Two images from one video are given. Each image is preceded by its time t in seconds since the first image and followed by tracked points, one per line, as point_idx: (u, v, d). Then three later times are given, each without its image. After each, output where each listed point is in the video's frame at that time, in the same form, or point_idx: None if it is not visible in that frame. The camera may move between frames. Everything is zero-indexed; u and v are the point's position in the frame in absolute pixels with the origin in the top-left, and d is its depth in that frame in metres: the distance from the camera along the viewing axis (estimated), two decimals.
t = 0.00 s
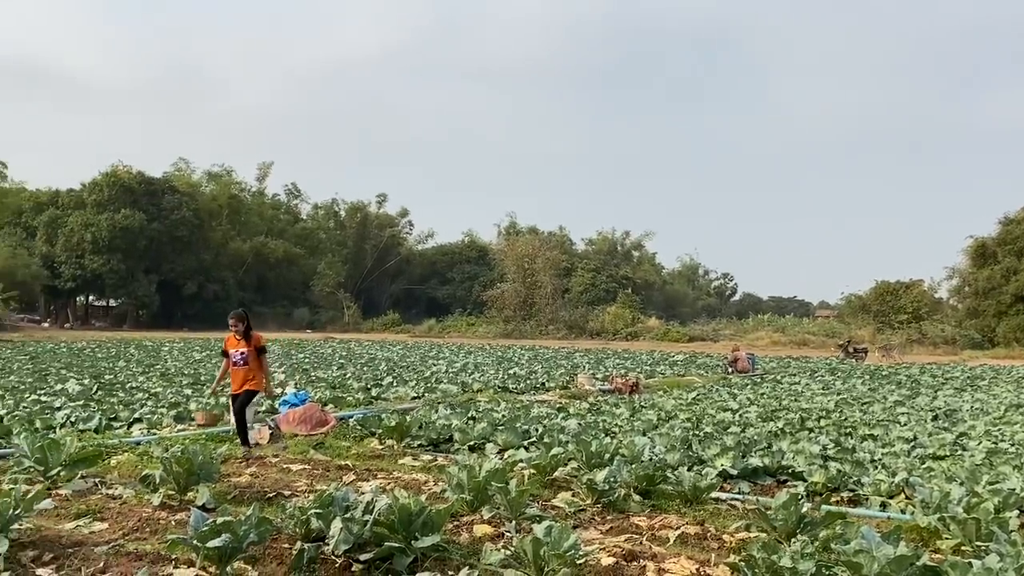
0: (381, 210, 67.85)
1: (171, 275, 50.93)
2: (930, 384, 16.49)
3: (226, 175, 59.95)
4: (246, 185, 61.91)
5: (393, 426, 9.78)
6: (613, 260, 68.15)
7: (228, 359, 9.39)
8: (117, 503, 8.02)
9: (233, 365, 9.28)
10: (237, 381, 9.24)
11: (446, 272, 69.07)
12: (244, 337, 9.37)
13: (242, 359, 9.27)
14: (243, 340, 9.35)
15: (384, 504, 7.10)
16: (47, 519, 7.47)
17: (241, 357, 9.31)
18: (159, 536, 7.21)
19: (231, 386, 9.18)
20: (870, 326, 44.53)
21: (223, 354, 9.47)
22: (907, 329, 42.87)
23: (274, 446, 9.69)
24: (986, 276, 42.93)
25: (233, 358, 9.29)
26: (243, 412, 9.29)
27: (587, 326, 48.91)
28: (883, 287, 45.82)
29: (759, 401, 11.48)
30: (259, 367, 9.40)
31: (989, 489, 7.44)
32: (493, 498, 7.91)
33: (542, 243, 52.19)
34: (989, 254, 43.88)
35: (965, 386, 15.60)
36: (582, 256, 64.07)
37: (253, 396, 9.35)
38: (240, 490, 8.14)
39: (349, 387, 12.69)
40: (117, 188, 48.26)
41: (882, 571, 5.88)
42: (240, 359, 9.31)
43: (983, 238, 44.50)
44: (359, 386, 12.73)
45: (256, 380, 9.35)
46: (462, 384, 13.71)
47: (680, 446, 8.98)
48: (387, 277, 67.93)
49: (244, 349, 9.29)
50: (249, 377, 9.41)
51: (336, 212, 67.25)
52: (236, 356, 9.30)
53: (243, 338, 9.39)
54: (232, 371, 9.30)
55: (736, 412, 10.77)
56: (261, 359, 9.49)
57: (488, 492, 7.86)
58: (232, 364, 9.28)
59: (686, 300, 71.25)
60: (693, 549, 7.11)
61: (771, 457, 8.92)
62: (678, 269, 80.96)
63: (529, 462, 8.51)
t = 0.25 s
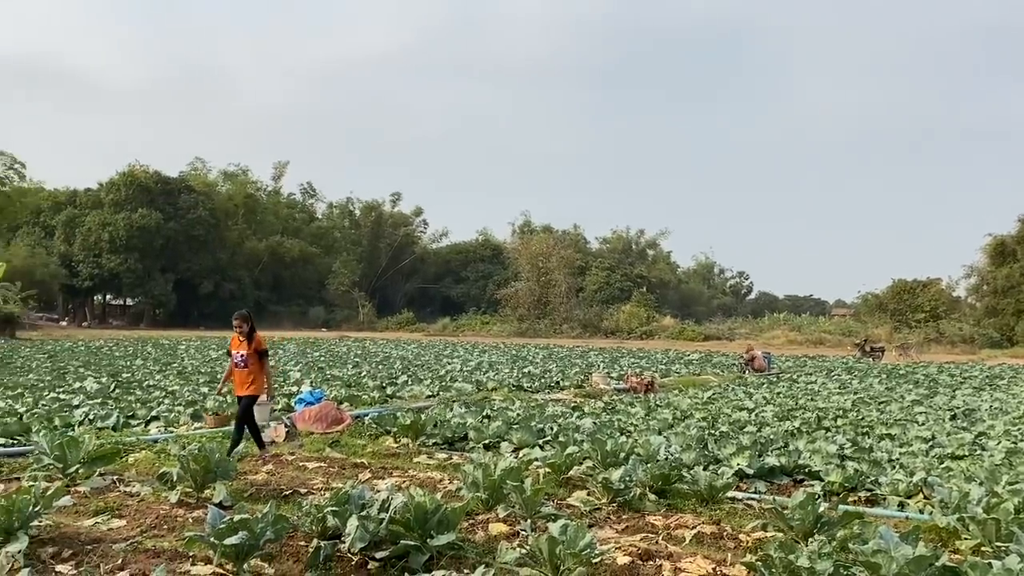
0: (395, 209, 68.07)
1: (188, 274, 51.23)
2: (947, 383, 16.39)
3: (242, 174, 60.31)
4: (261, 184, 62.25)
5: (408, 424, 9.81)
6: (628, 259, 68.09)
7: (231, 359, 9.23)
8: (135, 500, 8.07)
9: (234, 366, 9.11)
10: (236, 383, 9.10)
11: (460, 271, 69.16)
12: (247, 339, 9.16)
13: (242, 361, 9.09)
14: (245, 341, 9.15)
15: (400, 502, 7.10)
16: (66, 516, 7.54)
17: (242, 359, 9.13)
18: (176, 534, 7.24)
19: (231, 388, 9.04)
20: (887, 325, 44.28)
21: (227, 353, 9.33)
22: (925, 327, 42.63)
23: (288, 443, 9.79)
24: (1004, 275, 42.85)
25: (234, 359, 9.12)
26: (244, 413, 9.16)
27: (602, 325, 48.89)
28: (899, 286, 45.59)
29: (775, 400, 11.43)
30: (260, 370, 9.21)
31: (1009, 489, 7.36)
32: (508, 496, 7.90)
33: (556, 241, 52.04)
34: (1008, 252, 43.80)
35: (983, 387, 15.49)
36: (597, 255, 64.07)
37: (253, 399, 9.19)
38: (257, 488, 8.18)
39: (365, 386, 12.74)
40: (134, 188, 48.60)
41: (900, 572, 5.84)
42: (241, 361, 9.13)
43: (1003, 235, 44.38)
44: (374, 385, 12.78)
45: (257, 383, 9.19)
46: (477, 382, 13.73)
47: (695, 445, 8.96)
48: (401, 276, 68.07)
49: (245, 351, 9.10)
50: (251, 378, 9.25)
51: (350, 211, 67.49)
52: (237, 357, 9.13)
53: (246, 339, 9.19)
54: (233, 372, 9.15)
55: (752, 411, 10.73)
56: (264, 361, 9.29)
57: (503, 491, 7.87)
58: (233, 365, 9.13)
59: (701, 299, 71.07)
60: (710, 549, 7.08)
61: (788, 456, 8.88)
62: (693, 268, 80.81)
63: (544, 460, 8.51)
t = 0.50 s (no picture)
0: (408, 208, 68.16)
1: (202, 273, 51.51)
2: (963, 383, 16.27)
3: (256, 174, 60.57)
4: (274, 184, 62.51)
5: (422, 423, 9.83)
6: (641, 257, 67.99)
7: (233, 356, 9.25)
8: (151, 498, 8.12)
9: (235, 363, 9.12)
10: (235, 380, 9.11)
11: (472, 270, 69.21)
12: (250, 337, 9.15)
13: (243, 359, 9.09)
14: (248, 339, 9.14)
15: (414, 500, 7.12)
16: (82, 514, 7.60)
17: (243, 357, 9.12)
18: (191, 531, 7.29)
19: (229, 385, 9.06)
20: (902, 324, 43.99)
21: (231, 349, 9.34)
22: (940, 327, 42.32)
23: (303, 442, 9.79)
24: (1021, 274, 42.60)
25: (235, 356, 9.13)
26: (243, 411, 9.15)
27: (614, 324, 48.77)
28: (914, 284, 45.28)
29: (789, 400, 11.38)
30: (260, 369, 9.17)
31: None
32: (521, 495, 7.91)
33: (569, 240, 52.05)
34: None
35: (1000, 387, 15.36)
36: (609, 254, 63.99)
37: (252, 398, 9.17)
38: (271, 487, 8.21)
39: (377, 385, 12.77)
40: (149, 188, 48.88)
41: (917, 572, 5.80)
42: (242, 359, 9.12)
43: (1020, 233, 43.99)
44: (387, 383, 12.82)
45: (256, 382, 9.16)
46: (490, 381, 13.74)
47: (709, 444, 8.93)
48: (414, 275, 68.19)
49: (246, 349, 9.09)
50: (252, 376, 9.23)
51: (363, 210, 67.61)
52: (239, 354, 9.13)
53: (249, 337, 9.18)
54: (233, 369, 9.16)
55: (766, 410, 10.69)
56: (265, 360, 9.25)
57: (516, 490, 7.87)
58: (234, 362, 9.14)
59: (714, 298, 70.87)
60: (724, 548, 7.06)
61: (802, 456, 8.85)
62: (706, 267, 80.59)
63: (557, 460, 8.51)
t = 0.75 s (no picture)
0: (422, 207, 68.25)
1: (218, 272, 51.82)
2: (983, 382, 16.12)
3: (271, 173, 60.82)
4: (289, 183, 62.76)
5: (437, 421, 9.85)
6: (656, 256, 67.84)
7: (238, 354, 9.24)
8: (168, 496, 8.17)
9: (241, 363, 9.14)
10: (244, 380, 9.14)
11: (486, 269, 69.24)
12: (255, 336, 9.15)
13: (251, 359, 9.10)
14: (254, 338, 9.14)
15: (429, 499, 7.12)
16: (101, 511, 7.66)
17: (250, 357, 9.14)
18: (208, 529, 7.32)
19: (237, 385, 9.08)
20: (919, 323, 43.63)
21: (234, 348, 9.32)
22: (958, 326, 41.93)
23: (318, 440, 9.82)
24: None
25: (242, 356, 9.12)
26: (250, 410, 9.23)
27: (629, 323, 48.60)
28: (932, 283, 44.91)
29: (805, 399, 11.33)
30: (268, 368, 9.23)
31: None
32: (537, 494, 7.90)
33: (583, 238, 52.04)
34: None
35: (1019, 387, 15.21)
36: (623, 252, 63.87)
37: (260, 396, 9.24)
38: (287, 485, 8.24)
39: (392, 384, 12.80)
40: (165, 187, 49.19)
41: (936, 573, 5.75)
42: (249, 358, 9.14)
43: None
44: (402, 382, 12.85)
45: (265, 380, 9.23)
46: (505, 380, 13.74)
47: (725, 443, 8.90)
48: (428, 274, 68.28)
49: (253, 349, 9.09)
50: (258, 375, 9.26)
51: (377, 209, 67.76)
52: (246, 353, 9.13)
53: (254, 336, 9.17)
54: (240, 369, 9.16)
55: (782, 409, 10.64)
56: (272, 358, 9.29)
57: (532, 489, 7.86)
58: (241, 362, 9.14)
59: (729, 296, 70.60)
60: (740, 548, 7.03)
61: (819, 455, 8.82)
62: (721, 265, 80.29)
63: (573, 458, 8.50)
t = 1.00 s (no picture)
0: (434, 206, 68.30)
1: (231, 272, 52.08)
2: (999, 382, 15.99)
3: (284, 173, 61.00)
4: (301, 183, 62.96)
5: (449, 420, 9.86)
6: (668, 255, 67.72)
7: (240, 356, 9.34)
8: (182, 494, 8.21)
9: (243, 364, 9.25)
10: (248, 381, 9.26)
11: (498, 268, 69.27)
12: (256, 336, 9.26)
13: (253, 360, 9.21)
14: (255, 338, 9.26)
15: (442, 498, 7.13)
16: (116, 509, 7.70)
17: (253, 357, 9.25)
18: (223, 527, 7.36)
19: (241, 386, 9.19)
20: (933, 322, 43.35)
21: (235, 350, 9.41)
22: (974, 325, 41.63)
23: (331, 438, 9.86)
24: None
25: (245, 357, 9.23)
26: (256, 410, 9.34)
27: (641, 322, 48.45)
28: (946, 281, 44.62)
29: (819, 398, 11.28)
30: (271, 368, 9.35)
31: None
32: (549, 493, 7.90)
33: (595, 237, 52.04)
34: None
35: None
36: (636, 251, 63.79)
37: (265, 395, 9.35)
38: (301, 483, 8.27)
39: (404, 383, 12.83)
40: (179, 188, 49.44)
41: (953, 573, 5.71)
42: (252, 359, 9.24)
43: None
44: (415, 381, 12.89)
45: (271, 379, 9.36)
46: (517, 379, 13.75)
47: (739, 443, 8.87)
48: (440, 274, 68.38)
49: (256, 349, 9.21)
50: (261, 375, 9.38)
51: (389, 208, 67.86)
52: (248, 355, 9.24)
53: (255, 337, 9.28)
54: (243, 371, 9.27)
55: (796, 408, 10.60)
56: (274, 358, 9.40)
57: (545, 488, 7.86)
58: (244, 364, 9.24)
59: (742, 295, 70.36)
60: (754, 547, 7.01)
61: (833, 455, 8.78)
62: (734, 264, 80.04)
63: (585, 458, 8.50)
